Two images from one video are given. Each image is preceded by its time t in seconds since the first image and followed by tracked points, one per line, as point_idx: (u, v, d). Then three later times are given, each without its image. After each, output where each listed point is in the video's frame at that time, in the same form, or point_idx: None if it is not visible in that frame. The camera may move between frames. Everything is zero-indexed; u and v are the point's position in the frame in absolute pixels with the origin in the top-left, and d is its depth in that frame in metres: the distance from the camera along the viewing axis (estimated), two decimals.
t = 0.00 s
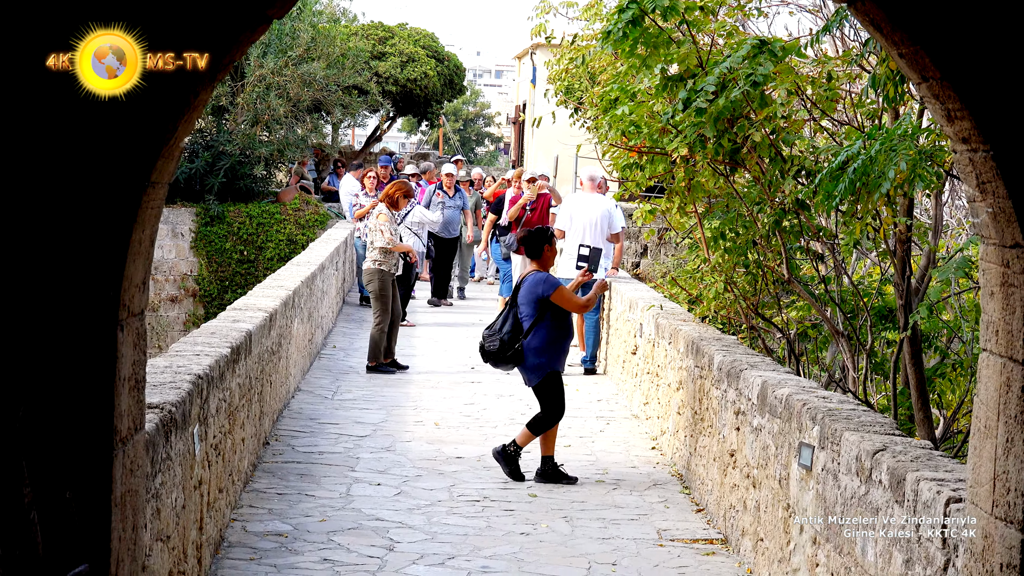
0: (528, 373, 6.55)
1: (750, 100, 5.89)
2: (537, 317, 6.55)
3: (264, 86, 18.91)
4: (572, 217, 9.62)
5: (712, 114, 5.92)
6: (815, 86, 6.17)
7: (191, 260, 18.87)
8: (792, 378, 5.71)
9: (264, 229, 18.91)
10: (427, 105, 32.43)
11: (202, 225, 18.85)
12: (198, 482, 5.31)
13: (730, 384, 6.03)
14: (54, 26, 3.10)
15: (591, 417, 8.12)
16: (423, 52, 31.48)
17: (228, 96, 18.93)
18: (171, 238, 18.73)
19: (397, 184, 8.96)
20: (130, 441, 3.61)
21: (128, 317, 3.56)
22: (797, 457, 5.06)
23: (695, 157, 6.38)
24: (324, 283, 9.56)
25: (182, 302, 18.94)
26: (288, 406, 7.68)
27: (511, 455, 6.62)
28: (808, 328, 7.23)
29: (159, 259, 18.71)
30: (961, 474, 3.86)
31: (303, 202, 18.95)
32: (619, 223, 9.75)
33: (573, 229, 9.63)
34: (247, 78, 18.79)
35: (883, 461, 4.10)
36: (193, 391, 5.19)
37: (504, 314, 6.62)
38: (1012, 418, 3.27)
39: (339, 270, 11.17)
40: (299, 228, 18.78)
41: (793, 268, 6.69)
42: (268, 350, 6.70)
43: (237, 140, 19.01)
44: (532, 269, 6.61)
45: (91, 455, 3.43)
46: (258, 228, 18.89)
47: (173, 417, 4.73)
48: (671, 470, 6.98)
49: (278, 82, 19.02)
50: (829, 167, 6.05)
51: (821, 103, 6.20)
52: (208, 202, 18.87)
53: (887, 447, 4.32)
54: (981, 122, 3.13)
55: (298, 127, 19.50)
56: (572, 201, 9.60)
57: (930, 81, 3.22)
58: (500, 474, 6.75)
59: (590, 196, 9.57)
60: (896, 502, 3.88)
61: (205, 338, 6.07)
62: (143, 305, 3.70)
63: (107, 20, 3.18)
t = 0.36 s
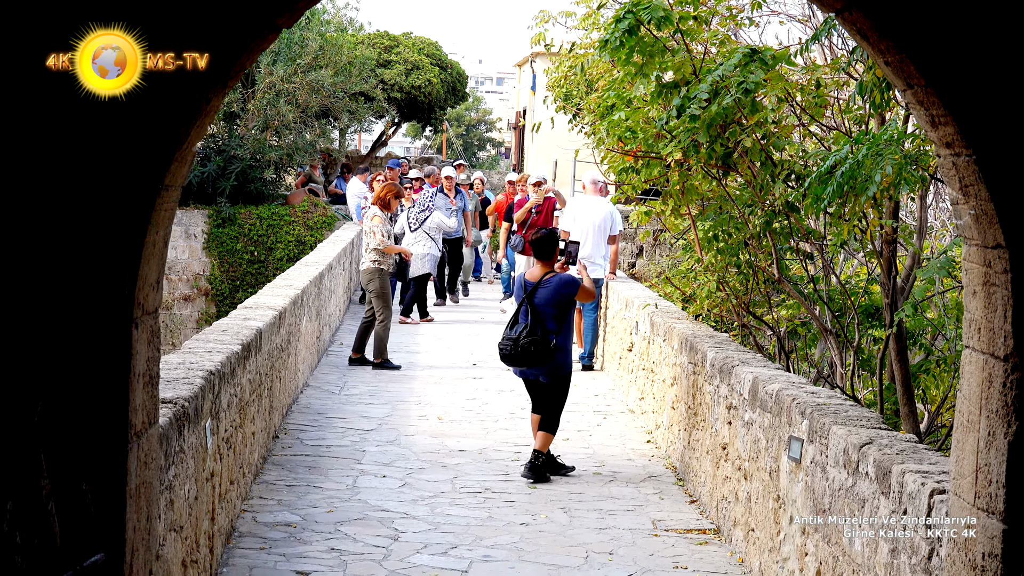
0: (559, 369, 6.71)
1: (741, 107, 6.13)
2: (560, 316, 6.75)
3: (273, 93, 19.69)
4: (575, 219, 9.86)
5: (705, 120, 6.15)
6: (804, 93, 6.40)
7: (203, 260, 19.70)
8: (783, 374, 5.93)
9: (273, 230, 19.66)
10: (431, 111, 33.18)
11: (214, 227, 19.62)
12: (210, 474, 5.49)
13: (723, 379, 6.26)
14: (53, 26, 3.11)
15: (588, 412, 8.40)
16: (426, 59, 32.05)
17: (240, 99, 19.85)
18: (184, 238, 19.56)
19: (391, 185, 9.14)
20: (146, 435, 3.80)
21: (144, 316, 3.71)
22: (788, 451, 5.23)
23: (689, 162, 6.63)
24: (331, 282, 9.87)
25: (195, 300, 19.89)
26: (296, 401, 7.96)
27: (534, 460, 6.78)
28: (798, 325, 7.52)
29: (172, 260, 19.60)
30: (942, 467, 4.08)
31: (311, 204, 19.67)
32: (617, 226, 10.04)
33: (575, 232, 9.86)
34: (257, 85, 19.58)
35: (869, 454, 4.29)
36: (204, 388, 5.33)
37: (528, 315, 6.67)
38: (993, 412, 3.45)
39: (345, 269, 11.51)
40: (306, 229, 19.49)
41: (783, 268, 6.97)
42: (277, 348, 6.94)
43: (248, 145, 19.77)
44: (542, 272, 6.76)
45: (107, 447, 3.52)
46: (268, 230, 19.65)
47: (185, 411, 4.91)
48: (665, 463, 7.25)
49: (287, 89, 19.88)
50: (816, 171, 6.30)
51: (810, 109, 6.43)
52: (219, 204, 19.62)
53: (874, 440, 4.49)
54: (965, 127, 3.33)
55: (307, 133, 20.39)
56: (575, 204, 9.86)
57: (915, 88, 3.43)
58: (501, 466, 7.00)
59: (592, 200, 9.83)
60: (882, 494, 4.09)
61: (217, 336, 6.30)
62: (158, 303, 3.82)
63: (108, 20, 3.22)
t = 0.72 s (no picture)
0: (558, 368, 6.95)
1: (734, 112, 6.37)
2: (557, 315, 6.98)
3: (282, 99, 20.71)
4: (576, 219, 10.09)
5: (698, 124, 6.37)
6: (794, 99, 6.63)
7: (214, 261, 20.57)
8: (773, 369, 6.16)
9: (283, 231, 20.62)
10: (434, 117, 33.97)
11: (225, 228, 20.50)
12: (221, 467, 5.69)
13: (715, 375, 6.50)
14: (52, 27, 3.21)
15: (586, 406, 8.65)
16: (430, 67, 33.00)
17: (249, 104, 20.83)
18: (196, 239, 20.46)
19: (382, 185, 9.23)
20: (158, 428, 3.99)
21: (157, 313, 3.89)
22: (778, 443, 5.41)
23: (683, 164, 6.89)
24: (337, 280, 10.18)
25: (205, 299, 20.60)
26: (304, 396, 8.25)
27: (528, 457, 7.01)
28: (788, 323, 7.78)
29: (185, 260, 20.48)
30: (929, 460, 4.14)
31: (318, 206, 20.79)
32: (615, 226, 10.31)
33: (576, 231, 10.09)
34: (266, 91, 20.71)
35: (857, 447, 4.38)
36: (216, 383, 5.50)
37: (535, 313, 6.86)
38: (978, 406, 3.47)
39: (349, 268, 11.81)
40: (315, 230, 20.60)
41: (773, 266, 7.23)
42: (285, 344, 7.20)
43: (258, 149, 20.75)
44: (545, 270, 6.93)
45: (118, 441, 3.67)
46: (277, 231, 20.58)
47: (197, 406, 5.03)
48: (660, 455, 7.51)
49: (295, 95, 20.85)
50: (805, 173, 6.52)
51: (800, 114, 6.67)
52: (229, 206, 20.46)
53: (862, 434, 4.59)
54: (949, 131, 3.38)
55: (314, 137, 21.35)
56: (574, 206, 10.07)
57: (900, 94, 3.48)
58: (501, 459, 7.27)
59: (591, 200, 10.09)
60: (870, 487, 4.15)
61: (227, 333, 6.54)
62: (168, 303, 4.01)
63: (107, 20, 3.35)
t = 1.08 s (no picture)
0: (543, 367, 7.19)
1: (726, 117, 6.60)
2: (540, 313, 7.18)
3: (290, 106, 22.23)
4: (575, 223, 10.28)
5: (693, 130, 6.63)
6: (785, 106, 6.87)
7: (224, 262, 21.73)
8: (765, 367, 6.40)
9: (291, 235, 22.05)
10: (436, 123, 34.80)
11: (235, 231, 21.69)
12: (232, 461, 5.90)
13: (709, 372, 6.74)
14: (54, 26, 3.29)
15: (584, 402, 8.91)
16: (433, 76, 33.81)
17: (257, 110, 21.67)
18: (208, 242, 21.76)
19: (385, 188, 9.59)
20: (171, 424, 4.10)
21: (172, 312, 4.02)
22: (770, 438, 5.64)
23: (676, 170, 7.15)
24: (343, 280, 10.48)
25: (217, 299, 22.29)
26: (312, 392, 8.53)
27: (531, 451, 7.27)
28: (779, 321, 8.04)
29: (198, 261, 21.87)
30: (914, 453, 4.36)
31: (324, 210, 22.17)
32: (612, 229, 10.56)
33: (574, 235, 10.29)
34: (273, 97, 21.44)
35: (846, 441, 4.60)
36: (227, 379, 5.71)
37: (523, 313, 7.07)
38: (963, 402, 3.66)
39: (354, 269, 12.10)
40: (323, 233, 22.03)
41: (764, 267, 7.49)
42: (294, 343, 7.46)
43: (268, 155, 22.24)
44: (532, 272, 7.13)
45: (130, 437, 3.78)
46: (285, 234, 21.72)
47: (210, 401, 5.25)
48: (656, 450, 7.76)
49: (303, 103, 22.41)
50: (794, 178, 6.77)
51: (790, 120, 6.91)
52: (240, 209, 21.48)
53: (851, 428, 4.82)
54: (932, 136, 3.56)
55: (322, 143, 22.92)
56: (572, 209, 10.28)
57: (888, 100, 3.68)
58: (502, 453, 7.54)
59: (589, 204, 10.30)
60: (858, 479, 4.36)
61: (238, 331, 6.78)
62: (182, 301, 4.12)
63: (108, 21, 3.43)
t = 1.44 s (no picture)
0: (528, 367, 7.44)
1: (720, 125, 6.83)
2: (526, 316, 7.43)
3: (297, 114, 23.08)
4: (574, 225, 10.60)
5: (687, 137, 6.87)
6: (775, 114, 7.14)
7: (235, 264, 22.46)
8: (757, 366, 6.63)
9: (298, 238, 22.31)
10: (439, 130, 35.42)
11: (245, 235, 22.43)
12: (241, 458, 6.09)
13: (703, 370, 6.98)
14: (52, 25, 3.17)
15: (581, 400, 9.16)
16: (435, 85, 34.45)
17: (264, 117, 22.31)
18: (219, 246, 22.39)
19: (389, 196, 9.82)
20: (180, 423, 4.22)
21: (180, 314, 4.09)
22: (761, 434, 5.88)
23: (671, 174, 7.41)
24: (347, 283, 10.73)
25: (226, 301, 22.62)
26: (319, 391, 8.78)
27: (530, 446, 7.52)
28: (770, 321, 8.29)
29: (208, 264, 22.43)
30: (900, 448, 4.57)
31: (332, 214, 22.39)
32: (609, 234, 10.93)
33: (573, 237, 10.58)
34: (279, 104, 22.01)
35: (834, 438, 4.82)
36: (237, 379, 5.93)
37: (510, 314, 7.29)
38: (948, 400, 3.87)
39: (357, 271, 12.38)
40: (329, 237, 22.19)
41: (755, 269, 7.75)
42: (300, 343, 7.69)
43: (275, 161, 22.88)
44: (518, 274, 7.39)
45: (141, 436, 3.80)
46: (294, 237, 22.32)
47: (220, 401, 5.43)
48: (651, 446, 8.01)
49: (311, 111, 23.27)
50: (784, 183, 7.02)
51: (780, 127, 7.17)
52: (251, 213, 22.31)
53: (839, 425, 5.03)
54: (919, 142, 3.77)
55: (327, 149, 23.78)
56: (574, 211, 10.64)
57: (874, 108, 3.89)
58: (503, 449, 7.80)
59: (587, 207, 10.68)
60: (847, 474, 4.57)
61: (247, 333, 7.00)
62: (191, 303, 4.21)
63: (107, 20, 3.33)
